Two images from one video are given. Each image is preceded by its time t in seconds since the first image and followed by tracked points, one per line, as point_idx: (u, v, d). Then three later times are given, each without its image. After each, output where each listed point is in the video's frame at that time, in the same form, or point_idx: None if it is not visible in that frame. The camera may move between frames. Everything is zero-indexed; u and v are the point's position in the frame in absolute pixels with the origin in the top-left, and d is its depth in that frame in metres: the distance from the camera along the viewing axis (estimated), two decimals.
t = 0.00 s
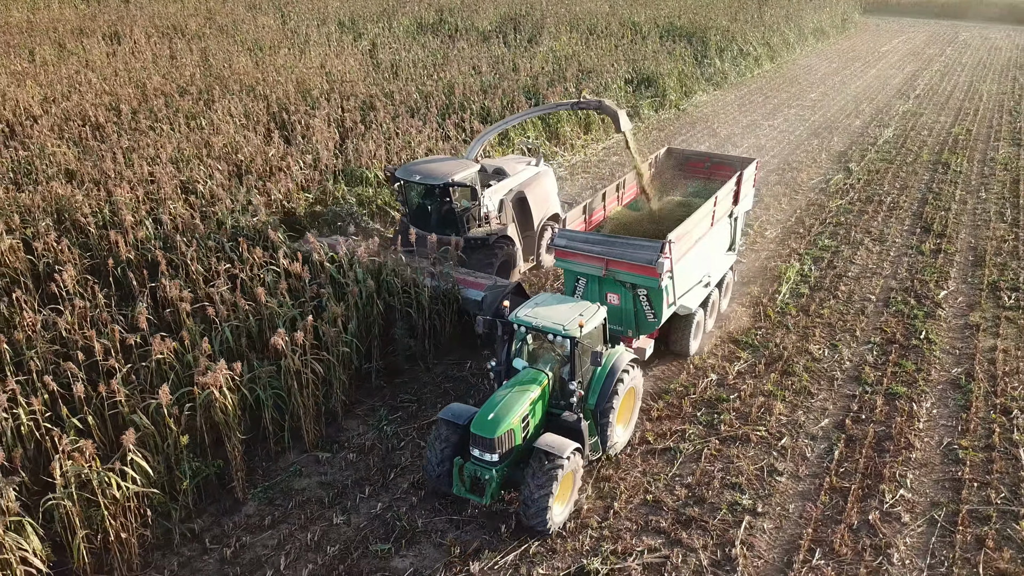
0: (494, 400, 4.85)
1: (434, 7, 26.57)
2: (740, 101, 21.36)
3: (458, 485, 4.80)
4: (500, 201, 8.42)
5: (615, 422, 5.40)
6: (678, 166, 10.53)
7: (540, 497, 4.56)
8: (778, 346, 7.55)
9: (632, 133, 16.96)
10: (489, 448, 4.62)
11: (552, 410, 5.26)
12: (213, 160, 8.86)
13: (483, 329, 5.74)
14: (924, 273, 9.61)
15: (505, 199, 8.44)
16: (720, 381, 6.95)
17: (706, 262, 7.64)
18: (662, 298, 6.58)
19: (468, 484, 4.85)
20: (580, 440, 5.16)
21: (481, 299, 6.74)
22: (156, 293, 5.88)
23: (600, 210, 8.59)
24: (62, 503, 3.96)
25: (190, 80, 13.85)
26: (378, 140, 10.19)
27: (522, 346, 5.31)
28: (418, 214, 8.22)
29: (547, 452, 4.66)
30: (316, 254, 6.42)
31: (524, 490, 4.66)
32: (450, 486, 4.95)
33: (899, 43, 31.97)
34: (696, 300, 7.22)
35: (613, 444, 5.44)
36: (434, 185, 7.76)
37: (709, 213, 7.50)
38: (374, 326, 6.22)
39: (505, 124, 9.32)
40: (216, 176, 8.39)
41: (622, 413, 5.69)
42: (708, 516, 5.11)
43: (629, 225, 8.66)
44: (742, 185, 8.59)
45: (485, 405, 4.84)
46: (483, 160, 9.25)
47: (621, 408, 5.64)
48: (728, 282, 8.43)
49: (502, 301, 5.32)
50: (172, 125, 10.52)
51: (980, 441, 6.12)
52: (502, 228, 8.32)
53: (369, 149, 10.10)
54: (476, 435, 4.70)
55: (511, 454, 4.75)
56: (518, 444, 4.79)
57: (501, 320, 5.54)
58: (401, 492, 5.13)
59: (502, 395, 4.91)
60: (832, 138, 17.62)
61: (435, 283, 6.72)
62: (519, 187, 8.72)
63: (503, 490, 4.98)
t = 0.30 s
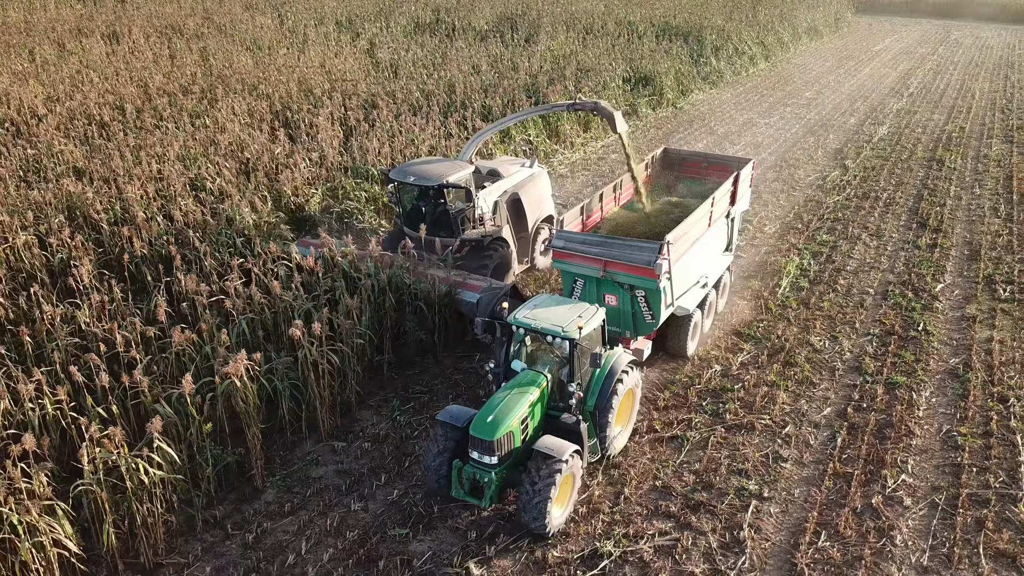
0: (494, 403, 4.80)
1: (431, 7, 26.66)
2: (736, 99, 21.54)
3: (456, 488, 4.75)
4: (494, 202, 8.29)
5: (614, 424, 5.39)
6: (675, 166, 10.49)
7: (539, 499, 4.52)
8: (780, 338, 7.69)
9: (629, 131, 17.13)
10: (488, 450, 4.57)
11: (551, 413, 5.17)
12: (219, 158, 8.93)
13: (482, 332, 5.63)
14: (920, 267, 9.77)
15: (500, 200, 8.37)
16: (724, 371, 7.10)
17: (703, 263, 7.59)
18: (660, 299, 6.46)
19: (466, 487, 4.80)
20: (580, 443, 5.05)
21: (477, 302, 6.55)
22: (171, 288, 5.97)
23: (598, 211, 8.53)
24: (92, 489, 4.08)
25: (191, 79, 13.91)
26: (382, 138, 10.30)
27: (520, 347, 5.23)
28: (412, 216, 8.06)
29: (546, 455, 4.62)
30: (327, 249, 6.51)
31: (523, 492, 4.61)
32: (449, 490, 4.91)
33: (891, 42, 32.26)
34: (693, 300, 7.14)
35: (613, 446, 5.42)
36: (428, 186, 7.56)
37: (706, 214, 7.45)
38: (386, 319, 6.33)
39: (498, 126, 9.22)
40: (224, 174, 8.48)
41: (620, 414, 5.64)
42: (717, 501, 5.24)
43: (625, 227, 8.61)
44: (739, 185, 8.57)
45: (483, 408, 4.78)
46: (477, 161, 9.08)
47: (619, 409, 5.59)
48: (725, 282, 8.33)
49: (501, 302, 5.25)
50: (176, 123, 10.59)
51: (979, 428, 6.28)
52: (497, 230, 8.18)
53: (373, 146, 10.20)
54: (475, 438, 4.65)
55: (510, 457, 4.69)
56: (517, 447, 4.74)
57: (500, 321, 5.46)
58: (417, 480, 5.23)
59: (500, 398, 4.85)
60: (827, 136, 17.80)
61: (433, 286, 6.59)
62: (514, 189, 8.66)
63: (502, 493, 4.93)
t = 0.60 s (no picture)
0: (491, 404, 4.77)
1: (428, 7, 26.73)
2: (732, 97, 21.71)
3: (454, 490, 4.73)
4: (487, 203, 8.23)
5: (611, 424, 5.35)
6: (672, 166, 10.47)
7: (537, 501, 4.49)
8: (781, 330, 7.84)
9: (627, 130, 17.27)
10: (486, 453, 4.54)
11: (548, 414, 5.16)
12: (226, 156, 9.02)
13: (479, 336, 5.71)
14: (917, 261, 9.94)
15: (493, 202, 8.29)
16: (727, 362, 7.25)
17: (701, 263, 7.57)
18: (658, 301, 6.42)
19: (464, 488, 4.77)
20: (576, 444, 5.06)
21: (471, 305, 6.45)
22: (186, 282, 6.08)
23: (595, 211, 8.48)
24: (119, 475, 4.20)
25: (193, 78, 13.97)
26: (386, 135, 10.40)
27: (518, 348, 5.22)
28: (405, 217, 8.11)
29: (544, 457, 4.60)
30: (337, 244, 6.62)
31: (522, 495, 4.59)
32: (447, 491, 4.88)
33: (885, 41, 32.52)
34: (691, 301, 7.10)
35: (610, 447, 5.40)
36: (422, 188, 7.68)
37: (704, 215, 7.43)
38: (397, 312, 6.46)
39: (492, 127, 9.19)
40: (232, 171, 8.58)
41: (619, 414, 5.63)
42: (723, 486, 5.38)
43: (623, 227, 8.57)
44: (736, 186, 8.59)
45: (481, 410, 4.76)
46: (470, 163, 9.03)
47: (617, 410, 5.57)
48: (721, 283, 8.33)
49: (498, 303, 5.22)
50: (181, 122, 10.66)
51: (976, 416, 6.43)
52: (491, 231, 8.20)
53: (377, 144, 10.30)
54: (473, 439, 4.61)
55: (508, 458, 4.66)
56: (515, 448, 4.71)
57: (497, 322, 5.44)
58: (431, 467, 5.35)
59: (498, 400, 4.82)
60: (823, 134, 17.99)
61: (433, 289, 6.52)
62: (508, 190, 8.57)
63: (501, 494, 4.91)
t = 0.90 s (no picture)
0: (489, 406, 4.74)
1: (425, 6, 26.80)
2: (729, 96, 21.87)
3: (453, 492, 4.69)
4: (481, 204, 8.37)
5: (610, 426, 5.36)
6: (669, 167, 10.53)
7: (537, 503, 4.47)
8: (782, 322, 7.99)
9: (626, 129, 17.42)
10: (485, 454, 4.49)
11: (547, 415, 5.16)
12: (233, 153, 9.11)
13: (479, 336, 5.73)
14: (913, 255, 10.11)
15: (487, 203, 8.43)
16: (730, 353, 7.42)
17: (698, 263, 7.55)
18: (655, 301, 6.41)
19: (463, 491, 4.73)
20: (576, 445, 5.07)
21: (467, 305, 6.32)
22: (200, 276, 6.18)
23: (593, 211, 8.53)
24: (146, 461, 4.31)
25: (194, 77, 14.02)
26: (390, 133, 10.50)
27: (516, 350, 5.22)
28: (399, 219, 8.02)
29: (543, 458, 4.58)
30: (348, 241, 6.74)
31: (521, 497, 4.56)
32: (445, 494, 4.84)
33: (878, 40, 32.78)
34: (688, 301, 7.08)
35: (608, 448, 5.40)
36: (416, 190, 7.47)
37: (700, 215, 7.42)
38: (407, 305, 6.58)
39: (486, 129, 9.20)
40: (240, 168, 8.66)
41: (617, 416, 5.64)
42: (729, 471, 5.53)
43: (619, 227, 8.57)
44: (732, 185, 8.60)
45: (479, 412, 4.73)
46: (465, 164, 9.20)
47: (616, 411, 5.59)
48: (719, 282, 8.31)
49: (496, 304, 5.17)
50: (186, 120, 10.74)
51: (974, 404, 6.59)
52: (486, 232, 8.17)
53: (382, 141, 10.40)
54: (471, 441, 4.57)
55: (506, 460, 4.62)
56: (514, 450, 4.67)
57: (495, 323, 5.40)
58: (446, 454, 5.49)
59: (495, 402, 4.79)
60: (819, 131, 18.16)
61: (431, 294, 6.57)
62: (502, 191, 8.73)
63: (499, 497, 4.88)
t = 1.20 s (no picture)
0: (488, 408, 4.75)
1: (423, 6, 26.87)
2: (726, 94, 22.03)
3: (452, 494, 4.67)
4: (477, 206, 8.30)
5: (609, 427, 5.31)
6: (667, 168, 10.60)
7: (536, 505, 4.44)
8: (783, 315, 8.14)
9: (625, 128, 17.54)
10: (484, 456, 4.50)
11: (545, 417, 5.16)
12: (240, 151, 9.20)
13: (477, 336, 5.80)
14: (910, 249, 10.27)
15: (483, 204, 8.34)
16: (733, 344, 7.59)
17: (697, 264, 7.55)
18: (654, 301, 6.43)
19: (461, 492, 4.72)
20: (575, 448, 5.02)
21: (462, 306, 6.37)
22: (213, 270, 6.29)
23: (591, 211, 8.55)
24: (170, 447, 4.45)
25: (196, 76, 14.08)
26: (394, 131, 10.61)
27: (514, 352, 5.21)
28: (394, 220, 8.02)
29: (542, 460, 4.56)
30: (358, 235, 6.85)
31: (521, 499, 4.53)
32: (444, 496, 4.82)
33: (872, 39, 33.01)
34: (686, 302, 7.07)
35: (607, 449, 5.35)
36: (411, 190, 7.52)
37: (699, 216, 7.43)
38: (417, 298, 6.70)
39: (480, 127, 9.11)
40: (247, 165, 8.76)
41: (616, 417, 5.60)
42: (736, 458, 5.67)
43: (617, 230, 8.59)
44: (730, 186, 8.66)
45: (478, 414, 4.74)
46: (459, 166, 9.14)
47: (615, 413, 5.55)
48: (717, 282, 8.29)
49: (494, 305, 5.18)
50: (191, 118, 10.81)
51: (972, 392, 6.74)
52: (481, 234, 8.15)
53: (387, 139, 10.51)
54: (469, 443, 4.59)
55: (506, 462, 4.64)
56: (513, 452, 4.68)
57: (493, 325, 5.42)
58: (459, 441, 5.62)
59: (494, 404, 4.80)
60: (817, 129, 18.32)
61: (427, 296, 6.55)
62: (497, 192, 8.68)
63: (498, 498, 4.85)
